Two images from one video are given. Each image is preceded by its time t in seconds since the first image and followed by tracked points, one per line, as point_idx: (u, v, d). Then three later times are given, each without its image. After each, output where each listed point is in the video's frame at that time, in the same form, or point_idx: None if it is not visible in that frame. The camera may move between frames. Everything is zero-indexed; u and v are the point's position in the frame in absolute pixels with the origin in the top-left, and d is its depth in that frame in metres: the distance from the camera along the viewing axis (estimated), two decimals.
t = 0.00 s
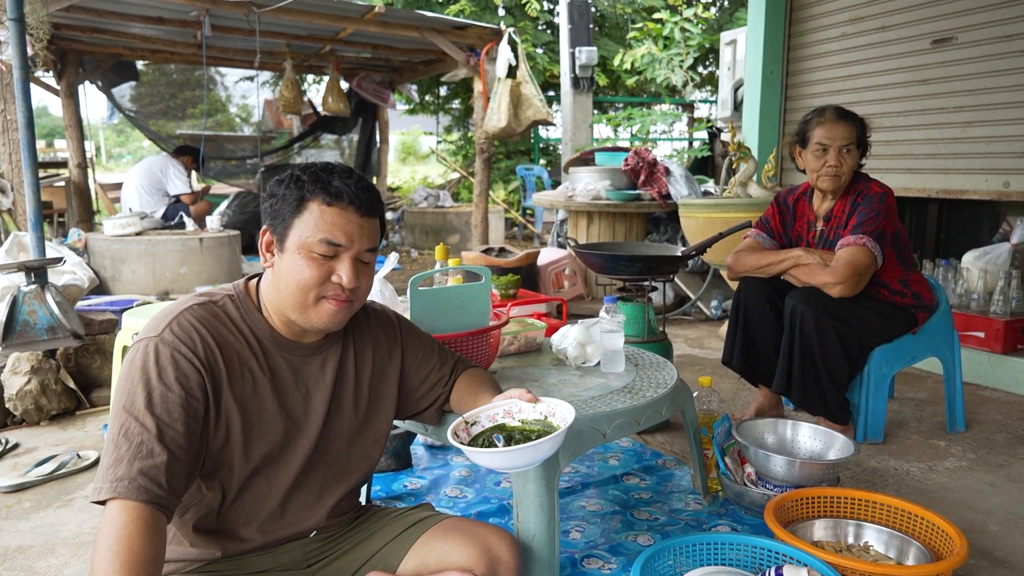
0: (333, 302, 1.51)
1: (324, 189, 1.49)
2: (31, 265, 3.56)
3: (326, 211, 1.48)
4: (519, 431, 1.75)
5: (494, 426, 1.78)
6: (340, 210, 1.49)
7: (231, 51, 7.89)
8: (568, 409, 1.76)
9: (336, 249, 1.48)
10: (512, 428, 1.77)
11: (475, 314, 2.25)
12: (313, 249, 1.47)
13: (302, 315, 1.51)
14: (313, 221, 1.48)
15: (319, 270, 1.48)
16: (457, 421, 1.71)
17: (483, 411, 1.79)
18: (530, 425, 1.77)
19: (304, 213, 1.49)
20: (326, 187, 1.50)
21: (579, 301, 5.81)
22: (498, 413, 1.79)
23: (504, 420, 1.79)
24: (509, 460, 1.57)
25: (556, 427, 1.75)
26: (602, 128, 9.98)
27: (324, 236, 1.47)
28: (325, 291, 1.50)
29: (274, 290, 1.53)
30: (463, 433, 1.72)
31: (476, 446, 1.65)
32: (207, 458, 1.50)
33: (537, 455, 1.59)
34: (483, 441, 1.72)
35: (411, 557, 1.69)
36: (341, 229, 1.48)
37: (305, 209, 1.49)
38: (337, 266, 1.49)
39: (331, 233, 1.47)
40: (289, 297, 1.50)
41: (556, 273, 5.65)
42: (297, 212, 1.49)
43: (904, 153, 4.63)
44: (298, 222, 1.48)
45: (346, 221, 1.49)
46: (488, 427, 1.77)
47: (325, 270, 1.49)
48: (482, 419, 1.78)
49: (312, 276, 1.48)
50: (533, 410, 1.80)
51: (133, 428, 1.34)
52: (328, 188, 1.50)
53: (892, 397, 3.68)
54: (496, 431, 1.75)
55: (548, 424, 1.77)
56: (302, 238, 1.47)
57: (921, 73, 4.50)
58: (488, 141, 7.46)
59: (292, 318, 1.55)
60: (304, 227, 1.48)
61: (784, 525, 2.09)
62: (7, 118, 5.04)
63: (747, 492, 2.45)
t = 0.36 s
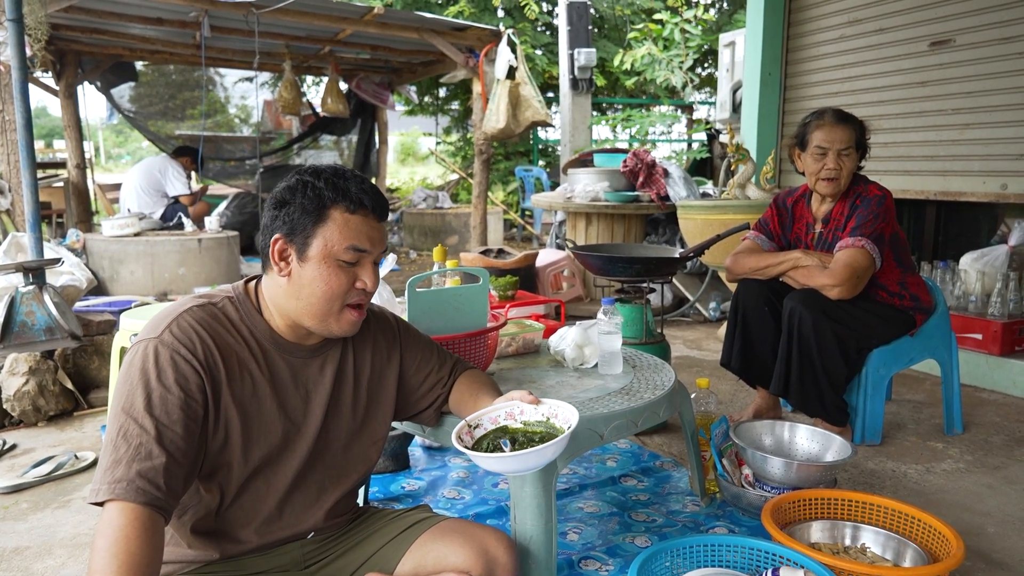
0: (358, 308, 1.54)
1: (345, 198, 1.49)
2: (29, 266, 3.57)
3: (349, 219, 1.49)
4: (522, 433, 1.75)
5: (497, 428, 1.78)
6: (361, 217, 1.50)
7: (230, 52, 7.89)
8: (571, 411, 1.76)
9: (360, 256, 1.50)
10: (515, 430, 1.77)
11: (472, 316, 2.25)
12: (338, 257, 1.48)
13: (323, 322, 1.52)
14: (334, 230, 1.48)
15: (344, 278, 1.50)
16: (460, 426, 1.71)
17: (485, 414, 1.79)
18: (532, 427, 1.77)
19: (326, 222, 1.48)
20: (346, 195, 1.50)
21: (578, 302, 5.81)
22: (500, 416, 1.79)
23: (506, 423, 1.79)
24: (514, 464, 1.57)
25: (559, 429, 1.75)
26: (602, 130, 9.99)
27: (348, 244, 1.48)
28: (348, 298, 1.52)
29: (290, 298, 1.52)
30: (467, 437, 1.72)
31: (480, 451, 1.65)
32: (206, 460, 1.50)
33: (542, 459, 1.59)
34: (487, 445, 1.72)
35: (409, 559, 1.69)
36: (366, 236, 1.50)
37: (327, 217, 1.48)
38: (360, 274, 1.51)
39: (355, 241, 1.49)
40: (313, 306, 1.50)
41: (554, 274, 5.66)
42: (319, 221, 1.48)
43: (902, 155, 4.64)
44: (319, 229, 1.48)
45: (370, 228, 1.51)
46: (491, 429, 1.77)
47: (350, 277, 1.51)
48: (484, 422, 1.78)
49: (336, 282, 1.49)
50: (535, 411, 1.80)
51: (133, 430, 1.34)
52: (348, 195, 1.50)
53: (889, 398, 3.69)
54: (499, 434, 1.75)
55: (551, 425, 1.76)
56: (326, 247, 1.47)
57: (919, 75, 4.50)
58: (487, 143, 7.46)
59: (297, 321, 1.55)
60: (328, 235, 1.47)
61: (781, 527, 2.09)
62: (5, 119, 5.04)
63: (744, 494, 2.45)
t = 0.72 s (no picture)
0: (360, 309, 1.54)
1: (344, 199, 1.49)
2: (27, 267, 3.55)
3: (349, 220, 1.49)
4: (527, 432, 1.74)
5: (501, 428, 1.77)
6: (360, 218, 1.50)
7: (228, 53, 7.89)
8: (575, 408, 1.76)
9: (360, 256, 1.50)
10: (519, 429, 1.76)
11: (471, 318, 2.24)
12: (339, 258, 1.48)
13: (325, 324, 1.52)
14: (334, 231, 1.47)
15: (346, 279, 1.49)
16: (466, 426, 1.70)
17: (489, 414, 1.78)
18: (537, 426, 1.77)
19: (326, 223, 1.47)
20: (345, 197, 1.50)
21: (576, 303, 5.81)
22: (504, 415, 1.79)
23: (510, 422, 1.78)
24: (525, 460, 1.57)
25: (564, 427, 1.75)
26: (601, 131, 10.00)
27: (349, 244, 1.48)
28: (347, 299, 1.51)
29: (290, 301, 1.51)
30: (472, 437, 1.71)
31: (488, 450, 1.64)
32: (203, 463, 1.49)
33: (551, 455, 1.60)
34: (494, 444, 1.71)
35: (408, 561, 1.68)
36: (365, 237, 1.50)
37: (327, 219, 1.48)
38: (361, 274, 1.51)
39: (356, 242, 1.49)
40: (315, 308, 1.50)
41: (553, 275, 5.66)
42: (319, 223, 1.47)
43: (901, 156, 4.64)
44: (319, 230, 1.47)
45: (369, 229, 1.51)
46: (495, 430, 1.76)
47: (352, 278, 1.50)
48: (488, 422, 1.77)
49: (339, 283, 1.49)
50: (539, 410, 1.80)
51: (129, 433, 1.33)
52: (348, 196, 1.50)
53: (889, 400, 3.69)
54: (504, 433, 1.74)
55: (555, 424, 1.77)
56: (327, 249, 1.47)
57: (918, 76, 4.50)
58: (486, 144, 7.46)
59: (296, 324, 1.54)
60: (328, 237, 1.47)
61: (780, 529, 2.09)
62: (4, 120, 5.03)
63: (743, 495, 2.44)
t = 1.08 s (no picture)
0: (359, 310, 1.54)
1: (341, 200, 1.49)
2: (24, 267, 3.54)
3: (346, 221, 1.48)
4: (528, 433, 1.75)
5: (502, 430, 1.77)
6: (357, 219, 1.50)
7: (226, 53, 7.89)
8: (576, 410, 1.76)
9: (357, 257, 1.49)
10: (520, 430, 1.76)
11: (469, 318, 2.24)
12: (336, 259, 1.47)
13: (322, 325, 1.51)
14: (332, 232, 1.47)
15: (343, 281, 1.49)
16: (467, 428, 1.70)
17: (489, 416, 1.77)
18: (537, 427, 1.77)
19: (322, 224, 1.47)
20: (342, 198, 1.49)
21: (574, 304, 5.81)
22: (504, 416, 1.78)
23: (510, 424, 1.78)
24: (528, 461, 1.57)
25: (564, 428, 1.75)
26: (599, 132, 10.02)
27: (346, 245, 1.47)
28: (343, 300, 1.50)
29: (287, 302, 1.50)
30: (474, 438, 1.71)
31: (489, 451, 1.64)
32: (198, 464, 1.48)
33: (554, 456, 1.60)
34: (496, 445, 1.71)
35: (404, 562, 1.68)
36: (362, 238, 1.50)
37: (324, 220, 1.47)
38: (358, 275, 1.51)
39: (353, 242, 1.48)
40: (312, 310, 1.49)
41: (551, 276, 5.66)
42: (316, 224, 1.47)
43: (899, 157, 4.65)
44: (316, 232, 1.47)
45: (366, 229, 1.51)
46: (496, 431, 1.76)
47: (349, 279, 1.50)
48: (489, 423, 1.77)
49: (336, 284, 1.48)
50: (539, 411, 1.80)
51: (123, 435, 1.33)
52: (344, 197, 1.50)
53: (886, 400, 3.69)
54: (505, 434, 1.74)
55: (555, 425, 1.77)
56: (324, 250, 1.46)
57: (916, 77, 4.50)
58: (484, 144, 7.46)
59: (292, 325, 1.54)
60: (325, 237, 1.46)
61: (778, 530, 2.09)
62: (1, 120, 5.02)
63: (740, 496, 2.44)
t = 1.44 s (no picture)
0: (358, 311, 1.54)
1: (340, 201, 1.49)
2: (22, 268, 3.53)
3: (345, 222, 1.49)
4: (527, 433, 1.75)
5: (501, 430, 1.77)
6: (356, 221, 1.50)
7: (224, 54, 7.90)
8: (575, 410, 1.76)
9: (356, 259, 1.50)
10: (519, 431, 1.77)
11: (467, 319, 2.24)
12: (335, 261, 1.47)
13: (320, 326, 1.51)
14: (330, 234, 1.47)
15: (342, 282, 1.49)
16: (467, 428, 1.70)
17: (488, 416, 1.78)
18: (537, 427, 1.77)
19: (321, 226, 1.47)
20: (341, 199, 1.49)
21: (573, 305, 5.81)
22: (504, 417, 1.79)
23: (510, 424, 1.78)
24: (527, 463, 1.57)
25: (564, 429, 1.75)
26: (597, 133, 10.03)
27: (344, 246, 1.47)
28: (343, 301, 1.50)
29: (286, 304, 1.51)
30: (473, 438, 1.71)
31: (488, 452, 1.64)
32: (197, 465, 1.48)
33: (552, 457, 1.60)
34: (495, 445, 1.71)
35: (404, 562, 1.68)
36: (361, 239, 1.50)
37: (323, 221, 1.47)
38: (357, 276, 1.51)
39: (351, 244, 1.48)
40: (310, 311, 1.49)
41: (549, 277, 5.66)
42: (314, 225, 1.47)
43: (897, 158, 4.66)
44: (315, 233, 1.47)
45: (364, 230, 1.51)
46: (495, 431, 1.76)
47: (348, 280, 1.50)
48: (488, 424, 1.77)
49: (335, 285, 1.48)
50: (539, 411, 1.80)
51: (122, 437, 1.32)
52: (343, 198, 1.50)
53: (885, 401, 3.69)
54: (505, 434, 1.75)
55: (555, 426, 1.77)
56: (323, 251, 1.46)
57: (914, 79, 4.51)
58: (482, 146, 7.45)
59: (292, 327, 1.54)
60: (324, 239, 1.47)
61: (776, 531, 2.09)
62: None
63: (739, 497, 2.44)
